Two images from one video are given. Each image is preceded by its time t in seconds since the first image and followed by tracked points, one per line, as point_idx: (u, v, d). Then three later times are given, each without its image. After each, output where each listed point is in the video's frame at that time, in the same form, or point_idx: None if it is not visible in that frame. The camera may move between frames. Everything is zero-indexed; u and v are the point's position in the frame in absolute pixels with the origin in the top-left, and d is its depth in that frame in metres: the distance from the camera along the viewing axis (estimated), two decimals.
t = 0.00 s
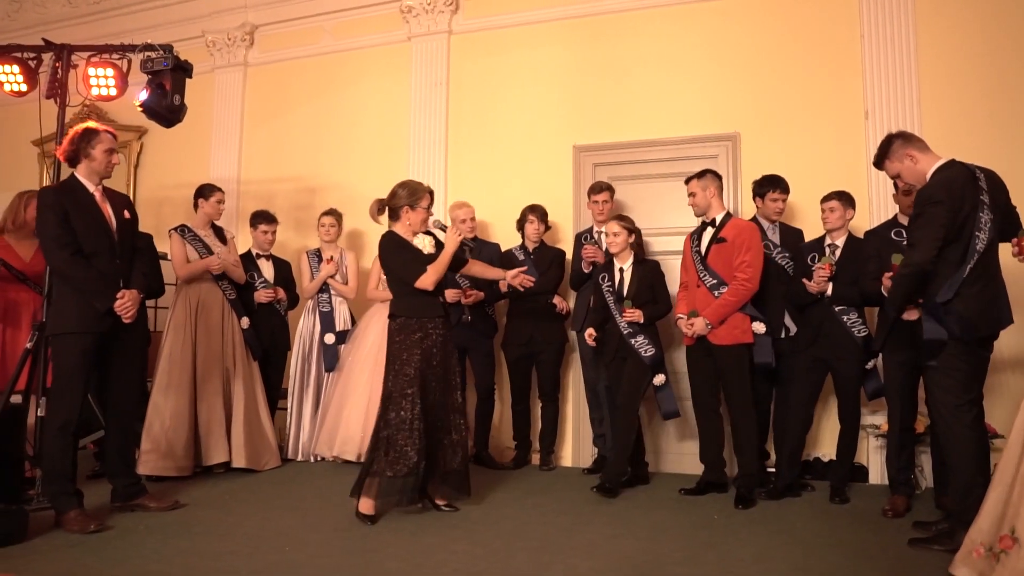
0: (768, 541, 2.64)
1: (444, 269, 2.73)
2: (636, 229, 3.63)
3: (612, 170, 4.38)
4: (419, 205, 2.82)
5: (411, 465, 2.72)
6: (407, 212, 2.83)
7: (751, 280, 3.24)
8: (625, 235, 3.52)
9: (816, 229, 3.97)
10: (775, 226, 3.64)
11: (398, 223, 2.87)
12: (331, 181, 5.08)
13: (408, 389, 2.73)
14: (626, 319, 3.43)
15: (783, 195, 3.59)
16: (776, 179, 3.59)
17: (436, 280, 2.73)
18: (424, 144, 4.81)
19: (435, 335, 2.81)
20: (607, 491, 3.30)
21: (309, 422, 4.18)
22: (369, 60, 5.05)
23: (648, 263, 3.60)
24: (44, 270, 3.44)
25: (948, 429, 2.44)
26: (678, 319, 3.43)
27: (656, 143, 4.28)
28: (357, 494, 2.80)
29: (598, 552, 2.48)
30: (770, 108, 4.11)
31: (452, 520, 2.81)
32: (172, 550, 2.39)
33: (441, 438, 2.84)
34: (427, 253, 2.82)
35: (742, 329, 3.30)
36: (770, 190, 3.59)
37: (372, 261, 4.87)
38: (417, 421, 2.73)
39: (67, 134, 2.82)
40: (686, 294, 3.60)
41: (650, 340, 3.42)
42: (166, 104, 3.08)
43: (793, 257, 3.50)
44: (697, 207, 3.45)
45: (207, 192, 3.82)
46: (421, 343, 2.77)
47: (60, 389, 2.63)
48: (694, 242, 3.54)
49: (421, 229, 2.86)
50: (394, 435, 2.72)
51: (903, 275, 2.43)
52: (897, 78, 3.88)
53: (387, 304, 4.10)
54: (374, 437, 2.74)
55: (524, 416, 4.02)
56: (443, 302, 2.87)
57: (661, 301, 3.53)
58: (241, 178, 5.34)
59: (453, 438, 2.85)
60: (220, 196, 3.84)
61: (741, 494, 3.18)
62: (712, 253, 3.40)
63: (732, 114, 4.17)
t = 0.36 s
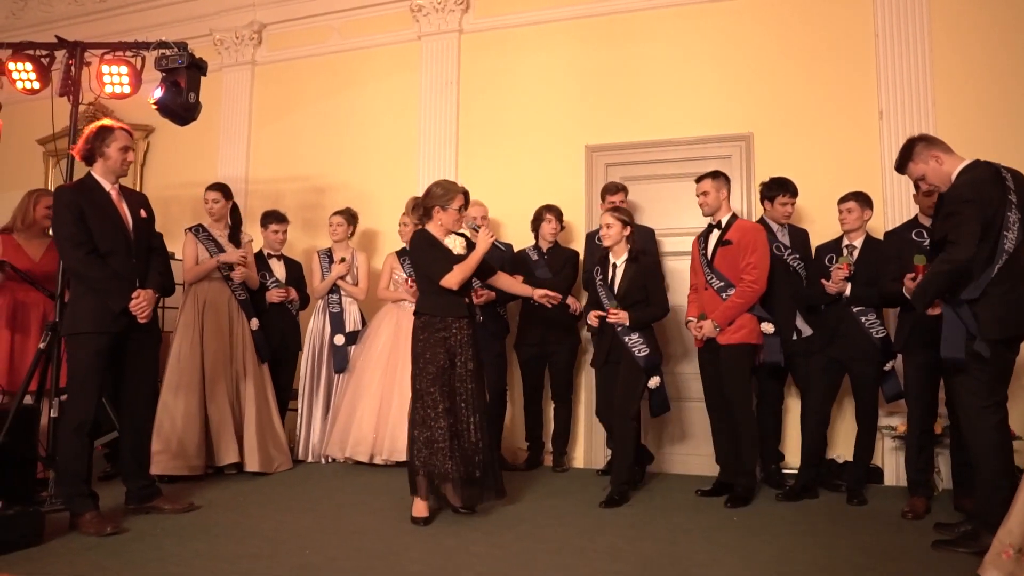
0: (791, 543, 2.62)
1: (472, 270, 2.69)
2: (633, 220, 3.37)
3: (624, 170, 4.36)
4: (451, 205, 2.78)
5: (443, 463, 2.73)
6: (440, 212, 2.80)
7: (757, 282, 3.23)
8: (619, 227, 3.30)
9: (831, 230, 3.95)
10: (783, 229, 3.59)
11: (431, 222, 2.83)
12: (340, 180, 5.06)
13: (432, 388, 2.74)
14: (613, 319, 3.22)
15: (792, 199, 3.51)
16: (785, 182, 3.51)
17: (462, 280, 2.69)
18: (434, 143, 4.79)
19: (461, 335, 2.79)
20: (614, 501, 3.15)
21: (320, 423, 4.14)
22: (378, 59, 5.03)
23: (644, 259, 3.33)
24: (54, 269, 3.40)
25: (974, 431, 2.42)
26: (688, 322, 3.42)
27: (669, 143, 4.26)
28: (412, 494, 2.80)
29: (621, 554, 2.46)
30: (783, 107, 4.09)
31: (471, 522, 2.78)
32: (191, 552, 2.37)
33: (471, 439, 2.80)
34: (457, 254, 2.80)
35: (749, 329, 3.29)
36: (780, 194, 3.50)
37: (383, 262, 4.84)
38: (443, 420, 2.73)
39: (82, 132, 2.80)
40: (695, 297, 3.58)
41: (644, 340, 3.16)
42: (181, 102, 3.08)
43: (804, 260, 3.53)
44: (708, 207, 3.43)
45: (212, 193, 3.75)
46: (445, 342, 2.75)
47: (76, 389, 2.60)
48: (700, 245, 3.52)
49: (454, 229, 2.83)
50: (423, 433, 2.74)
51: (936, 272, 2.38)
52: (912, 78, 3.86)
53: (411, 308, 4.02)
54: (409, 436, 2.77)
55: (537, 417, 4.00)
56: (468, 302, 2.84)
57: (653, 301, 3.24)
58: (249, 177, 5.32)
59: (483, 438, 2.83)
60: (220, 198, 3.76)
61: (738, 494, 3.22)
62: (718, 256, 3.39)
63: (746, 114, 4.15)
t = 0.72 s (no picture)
0: (807, 541, 2.60)
1: (484, 267, 2.64)
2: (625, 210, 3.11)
3: (627, 165, 4.33)
4: (467, 199, 2.73)
5: (439, 459, 2.68)
6: (456, 206, 2.76)
7: (757, 280, 3.22)
8: (609, 214, 3.04)
9: (836, 226, 3.94)
10: (792, 225, 3.59)
11: (447, 215, 2.80)
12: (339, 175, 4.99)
13: (432, 382, 2.67)
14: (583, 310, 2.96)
15: (803, 196, 3.52)
16: (796, 179, 3.51)
17: (472, 275, 2.65)
18: (434, 138, 4.73)
19: (468, 331, 2.74)
20: (625, 499, 3.11)
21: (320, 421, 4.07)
22: (377, 53, 4.97)
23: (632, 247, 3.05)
24: (51, 264, 3.32)
25: (991, 427, 2.42)
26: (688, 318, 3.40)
27: (674, 138, 4.23)
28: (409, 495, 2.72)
29: (639, 553, 2.43)
30: (789, 103, 4.07)
31: (482, 521, 2.74)
32: (199, 554, 2.31)
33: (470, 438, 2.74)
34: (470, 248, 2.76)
35: (750, 327, 3.28)
36: (790, 191, 3.51)
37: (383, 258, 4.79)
38: (442, 416, 2.67)
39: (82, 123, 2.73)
40: (696, 291, 3.58)
41: (626, 334, 2.94)
42: (184, 92, 3.02)
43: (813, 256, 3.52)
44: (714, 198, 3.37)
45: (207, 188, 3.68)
46: (451, 337, 2.70)
47: (77, 386, 2.53)
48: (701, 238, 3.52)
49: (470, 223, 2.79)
50: (421, 428, 2.68)
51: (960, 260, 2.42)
52: (917, 75, 3.86)
53: (416, 306, 3.96)
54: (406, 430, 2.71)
55: (542, 414, 3.96)
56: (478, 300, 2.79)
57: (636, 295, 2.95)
58: (245, 172, 5.24)
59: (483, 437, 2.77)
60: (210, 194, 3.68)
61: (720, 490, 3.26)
62: (719, 252, 3.38)
63: (751, 110, 4.13)
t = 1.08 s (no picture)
0: (807, 540, 2.58)
1: (460, 260, 2.52)
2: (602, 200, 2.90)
3: (619, 162, 4.29)
4: (440, 189, 2.61)
5: (413, 466, 2.55)
6: (429, 197, 2.64)
7: (750, 280, 3.22)
8: (583, 200, 2.81)
9: (829, 223, 3.92)
10: (787, 223, 3.55)
11: (421, 207, 2.68)
12: (325, 171, 4.90)
13: (409, 385, 2.54)
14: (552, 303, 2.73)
15: (798, 194, 3.51)
16: (791, 178, 3.50)
17: (450, 270, 2.54)
18: (424, 134, 4.66)
19: (448, 329, 2.62)
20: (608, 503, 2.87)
21: (307, 421, 3.98)
22: (364, 46, 4.89)
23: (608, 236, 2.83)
24: (30, 259, 3.21)
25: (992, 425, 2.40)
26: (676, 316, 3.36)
27: (667, 134, 4.19)
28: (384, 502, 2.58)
29: (639, 554, 2.38)
30: (783, 100, 4.05)
31: (476, 522, 2.68)
32: (186, 559, 2.23)
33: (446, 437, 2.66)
34: (448, 241, 2.64)
35: (739, 325, 3.28)
36: (786, 189, 3.49)
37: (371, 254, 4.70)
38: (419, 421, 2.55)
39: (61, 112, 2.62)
40: (681, 286, 3.56)
41: (598, 327, 2.70)
42: (168, 81, 2.94)
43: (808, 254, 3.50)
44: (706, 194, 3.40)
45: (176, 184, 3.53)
46: (431, 337, 2.57)
47: (57, 385, 2.43)
48: (689, 233, 3.51)
49: (446, 215, 2.67)
50: (397, 434, 2.54)
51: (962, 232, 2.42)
52: (910, 73, 3.86)
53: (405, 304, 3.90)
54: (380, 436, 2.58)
55: (533, 413, 3.91)
56: (458, 295, 2.67)
57: (611, 286, 2.72)
58: (229, 166, 5.13)
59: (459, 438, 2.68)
60: (176, 188, 3.52)
61: (718, 489, 3.21)
62: (709, 249, 3.37)
63: (744, 107, 4.11)
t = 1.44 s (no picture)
0: (818, 540, 2.55)
1: (439, 250, 2.35)
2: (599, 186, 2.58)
3: (622, 158, 4.26)
4: (415, 175, 2.45)
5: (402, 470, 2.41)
6: (406, 183, 2.48)
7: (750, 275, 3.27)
8: (577, 186, 2.52)
9: (834, 220, 3.90)
10: (792, 220, 3.52)
11: (398, 197, 2.53)
12: (324, 167, 4.85)
13: (390, 386, 2.40)
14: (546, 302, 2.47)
15: (801, 189, 3.43)
16: (791, 172, 3.43)
17: (429, 261, 2.35)
18: (424, 129, 4.61)
19: (430, 325, 2.43)
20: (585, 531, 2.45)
21: (306, 420, 3.93)
22: (363, 41, 4.84)
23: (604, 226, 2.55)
24: (26, 255, 3.15)
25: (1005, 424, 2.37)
26: (674, 313, 3.31)
27: (670, 129, 4.16)
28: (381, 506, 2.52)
29: (649, 555, 2.35)
30: (788, 95, 4.01)
31: (482, 522, 2.64)
32: (188, 562, 2.19)
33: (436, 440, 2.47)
34: (426, 231, 2.44)
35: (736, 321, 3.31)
36: (787, 185, 3.43)
37: (370, 251, 4.66)
38: (404, 422, 2.40)
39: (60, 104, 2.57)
40: (668, 282, 3.43)
41: (593, 325, 2.43)
42: (167, 74, 2.89)
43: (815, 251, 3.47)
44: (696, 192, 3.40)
45: (163, 177, 3.44)
46: (412, 333, 2.41)
47: (54, 384, 2.38)
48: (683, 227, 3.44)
49: (424, 204, 2.50)
50: (383, 437, 2.43)
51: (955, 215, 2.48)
52: (915, 68, 3.83)
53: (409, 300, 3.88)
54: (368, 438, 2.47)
55: (537, 411, 3.87)
56: (440, 287, 2.48)
57: (608, 280, 2.45)
58: (227, 163, 5.07)
59: (453, 439, 2.52)
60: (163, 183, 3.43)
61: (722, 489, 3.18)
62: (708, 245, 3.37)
63: (748, 102, 4.07)
